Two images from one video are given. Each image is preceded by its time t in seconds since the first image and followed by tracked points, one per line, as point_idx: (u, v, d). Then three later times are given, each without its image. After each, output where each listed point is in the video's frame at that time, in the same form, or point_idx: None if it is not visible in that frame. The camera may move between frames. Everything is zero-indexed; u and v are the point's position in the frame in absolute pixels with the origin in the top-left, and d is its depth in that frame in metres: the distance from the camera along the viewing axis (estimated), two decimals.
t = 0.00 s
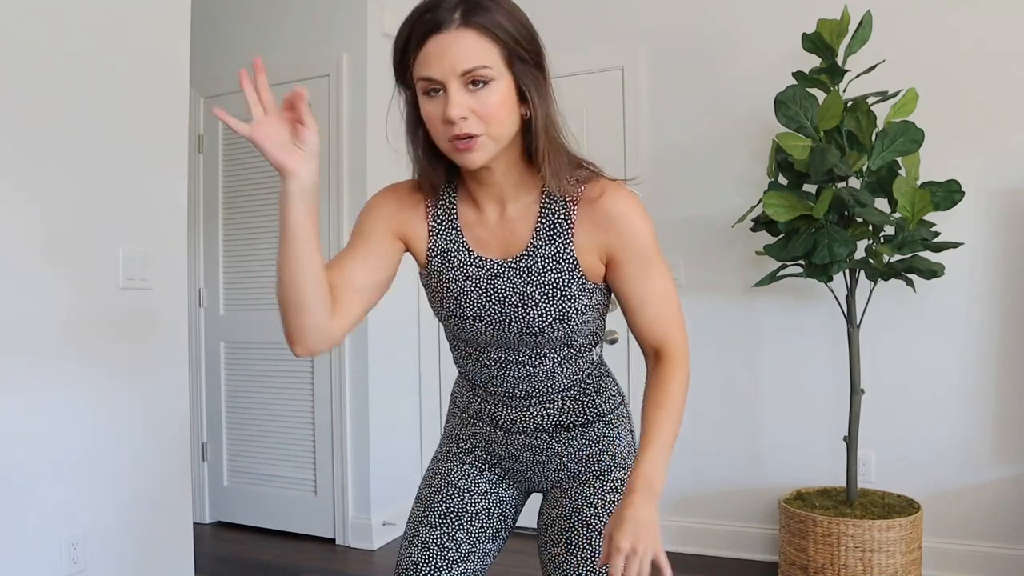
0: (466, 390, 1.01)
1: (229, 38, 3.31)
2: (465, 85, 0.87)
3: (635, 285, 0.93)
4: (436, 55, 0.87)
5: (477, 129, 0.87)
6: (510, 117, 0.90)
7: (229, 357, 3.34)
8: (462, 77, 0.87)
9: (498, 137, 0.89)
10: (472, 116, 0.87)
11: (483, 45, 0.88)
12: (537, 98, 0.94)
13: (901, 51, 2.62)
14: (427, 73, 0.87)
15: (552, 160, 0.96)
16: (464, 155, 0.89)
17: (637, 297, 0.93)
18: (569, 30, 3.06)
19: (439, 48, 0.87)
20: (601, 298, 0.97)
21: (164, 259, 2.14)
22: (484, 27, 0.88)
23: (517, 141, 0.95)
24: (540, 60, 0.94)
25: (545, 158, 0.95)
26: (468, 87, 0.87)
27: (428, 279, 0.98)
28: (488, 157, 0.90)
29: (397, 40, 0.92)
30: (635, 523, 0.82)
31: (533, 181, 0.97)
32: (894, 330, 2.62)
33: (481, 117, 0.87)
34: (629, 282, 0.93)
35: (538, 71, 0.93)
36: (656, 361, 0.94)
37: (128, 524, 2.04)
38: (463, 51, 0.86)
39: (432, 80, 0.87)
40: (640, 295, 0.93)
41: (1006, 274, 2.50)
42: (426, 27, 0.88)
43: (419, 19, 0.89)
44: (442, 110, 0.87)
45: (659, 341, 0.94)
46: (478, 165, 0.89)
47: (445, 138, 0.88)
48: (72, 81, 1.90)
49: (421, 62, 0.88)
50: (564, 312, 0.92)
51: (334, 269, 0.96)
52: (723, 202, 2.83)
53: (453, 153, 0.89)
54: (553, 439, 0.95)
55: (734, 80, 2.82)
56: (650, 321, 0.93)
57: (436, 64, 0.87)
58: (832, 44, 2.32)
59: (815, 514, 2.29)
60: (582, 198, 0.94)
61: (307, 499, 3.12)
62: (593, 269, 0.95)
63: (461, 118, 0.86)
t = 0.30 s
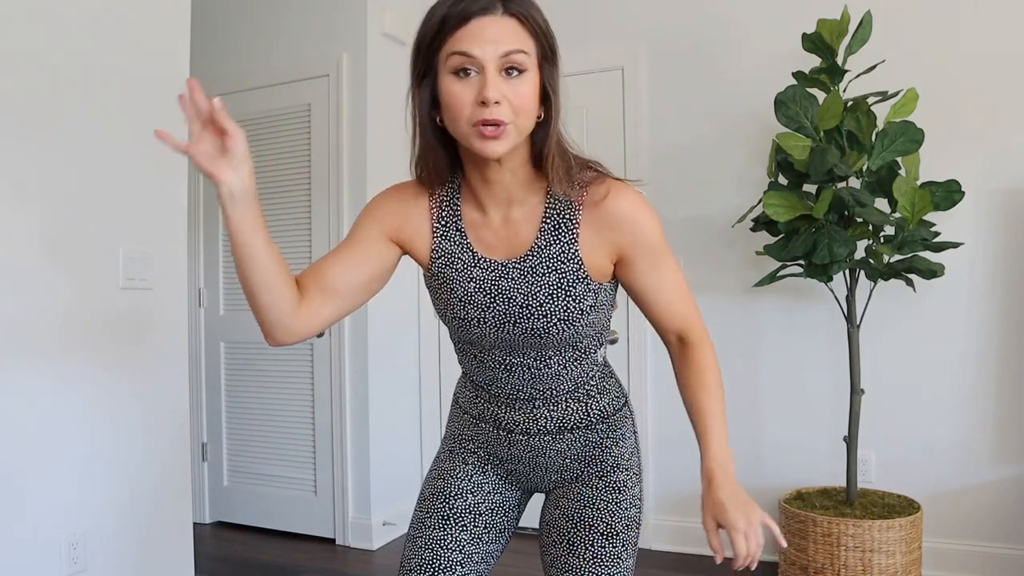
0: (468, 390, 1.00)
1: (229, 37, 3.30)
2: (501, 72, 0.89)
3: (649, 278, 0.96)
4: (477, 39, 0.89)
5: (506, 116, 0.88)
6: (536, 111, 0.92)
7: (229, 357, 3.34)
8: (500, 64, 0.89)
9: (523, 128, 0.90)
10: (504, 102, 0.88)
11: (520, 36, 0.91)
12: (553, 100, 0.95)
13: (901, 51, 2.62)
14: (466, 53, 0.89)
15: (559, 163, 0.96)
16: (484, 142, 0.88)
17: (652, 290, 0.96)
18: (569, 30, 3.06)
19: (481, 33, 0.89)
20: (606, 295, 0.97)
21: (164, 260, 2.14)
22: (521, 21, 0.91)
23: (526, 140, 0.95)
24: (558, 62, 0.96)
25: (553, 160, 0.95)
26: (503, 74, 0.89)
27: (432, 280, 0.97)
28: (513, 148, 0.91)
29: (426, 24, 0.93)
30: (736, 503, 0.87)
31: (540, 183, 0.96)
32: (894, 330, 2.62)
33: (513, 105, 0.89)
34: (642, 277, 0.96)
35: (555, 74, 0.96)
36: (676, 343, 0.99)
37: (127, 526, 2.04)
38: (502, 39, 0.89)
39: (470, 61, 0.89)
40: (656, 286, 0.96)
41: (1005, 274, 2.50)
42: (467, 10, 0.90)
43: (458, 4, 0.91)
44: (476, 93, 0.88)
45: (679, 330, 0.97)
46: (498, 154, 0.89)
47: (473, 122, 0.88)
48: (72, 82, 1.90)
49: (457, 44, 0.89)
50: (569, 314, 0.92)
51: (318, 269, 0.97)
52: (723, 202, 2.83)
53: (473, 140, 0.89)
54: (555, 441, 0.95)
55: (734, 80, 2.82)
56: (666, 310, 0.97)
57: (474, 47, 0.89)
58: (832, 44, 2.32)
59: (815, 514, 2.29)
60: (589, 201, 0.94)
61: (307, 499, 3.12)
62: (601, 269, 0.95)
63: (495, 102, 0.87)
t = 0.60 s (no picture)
0: (473, 391, 1.00)
1: (229, 37, 3.31)
2: (514, 73, 0.90)
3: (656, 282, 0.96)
4: (492, 39, 0.89)
5: (518, 116, 0.89)
6: (547, 114, 0.92)
7: (229, 357, 3.34)
8: (514, 65, 0.90)
9: (534, 130, 0.91)
10: (516, 103, 0.89)
11: (534, 37, 0.91)
12: (566, 103, 0.96)
13: (901, 51, 2.62)
14: (479, 51, 0.89)
15: (571, 166, 0.96)
16: (495, 142, 0.89)
17: (661, 295, 0.96)
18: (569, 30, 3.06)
19: (495, 32, 0.90)
20: (612, 299, 0.96)
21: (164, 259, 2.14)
22: (535, 23, 0.92)
23: (537, 144, 0.96)
24: (571, 66, 0.97)
25: (565, 163, 0.96)
26: (516, 75, 0.90)
27: (438, 284, 0.97)
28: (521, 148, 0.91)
29: (441, 23, 0.93)
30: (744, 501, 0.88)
31: (551, 186, 0.97)
32: (894, 330, 2.62)
33: (524, 106, 0.89)
34: (650, 282, 0.96)
35: (567, 79, 0.96)
36: (687, 346, 0.98)
37: (127, 526, 2.04)
38: (516, 39, 0.90)
39: (484, 60, 0.89)
40: (665, 291, 0.96)
41: (1006, 274, 2.50)
42: (481, 11, 0.90)
43: (473, 4, 0.91)
44: (489, 93, 0.89)
45: (687, 336, 0.97)
46: (508, 154, 0.89)
47: (484, 121, 0.89)
48: (72, 81, 1.90)
49: (471, 43, 0.90)
50: (576, 318, 0.92)
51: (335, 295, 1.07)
52: (723, 202, 2.83)
53: (483, 139, 0.89)
54: (561, 442, 0.95)
55: (734, 80, 2.82)
56: (675, 314, 0.97)
57: (488, 45, 0.89)
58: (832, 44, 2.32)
59: (815, 514, 2.29)
60: (599, 206, 0.94)
61: (307, 499, 3.12)
62: (609, 273, 0.95)
63: (506, 101, 0.88)
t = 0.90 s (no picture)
0: (475, 389, 1.00)
1: (229, 37, 3.30)
2: (520, 68, 0.89)
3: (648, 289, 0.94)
4: (499, 35, 0.89)
5: (522, 112, 0.89)
6: (552, 110, 0.92)
7: (229, 357, 3.34)
8: (520, 61, 0.89)
9: (538, 126, 0.90)
10: (521, 99, 0.88)
11: (541, 34, 0.91)
12: (572, 100, 0.96)
13: (901, 51, 2.62)
14: (485, 47, 0.89)
15: (575, 162, 0.96)
16: (499, 137, 0.89)
17: (650, 299, 0.94)
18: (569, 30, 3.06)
19: (502, 29, 0.90)
20: (613, 295, 0.96)
21: (164, 260, 2.14)
22: (542, 19, 0.92)
23: (543, 139, 0.96)
24: (577, 64, 0.97)
25: (570, 159, 0.95)
26: (522, 71, 0.90)
27: (441, 278, 0.97)
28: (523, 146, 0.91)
29: (449, 19, 0.93)
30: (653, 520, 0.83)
31: (556, 182, 0.96)
32: (894, 330, 2.62)
33: (529, 102, 0.89)
34: (642, 285, 0.94)
35: (573, 76, 0.96)
36: (670, 366, 0.94)
37: (127, 527, 2.04)
38: (523, 35, 0.90)
39: (489, 56, 0.89)
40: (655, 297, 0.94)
41: (1005, 274, 2.50)
42: (488, 7, 0.91)
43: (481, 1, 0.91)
44: (493, 88, 0.89)
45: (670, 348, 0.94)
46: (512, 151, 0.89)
47: (489, 116, 0.89)
48: (72, 82, 1.90)
49: (478, 39, 0.90)
50: (576, 313, 0.92)
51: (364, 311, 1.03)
52: (723, 201, 2.83)
53: (488, 135, 0.89)
54: (561, 439, 0.95)
55: (734, 80, 2.82)
56: (661, 324, 0.94)
57: (494, 41, 0.89)
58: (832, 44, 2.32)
59: (815, 514, 2.29)
60: (602, 202, 0.94)
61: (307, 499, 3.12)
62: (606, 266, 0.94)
63: (511, 97, 0.88)
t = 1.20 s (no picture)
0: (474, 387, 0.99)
1: (229, 37, 3.30)
2: (512, 67, 0.90)
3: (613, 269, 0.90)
4: (491, 33, 0.90)
5: (514, 109, 0.89)
6: (546, 107, 0.92)
7: (229, 357, 3.34)
8: (512, 60, 0.90)
9: (532, 123, 0.91)
10: (512, 95, 0.89)
11: (533, 32, 0.91)
12: (565, 98, 0.97)
13: (901, 51, 2.62)
14: (477, 47, 0.90)
15: (569, 159, 0.96)
16: (493, 134, 0.89)
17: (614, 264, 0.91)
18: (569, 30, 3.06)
19: (494, 27, 0.90)
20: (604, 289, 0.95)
21: (164, 259, 2.14)
22: (534, 18, 0.92)
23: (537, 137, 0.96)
24: (571, 64, 0.97)
25: (563, 156, 0.96)
26: (514, 69, 0.90)
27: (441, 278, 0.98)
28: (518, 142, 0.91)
29: (444, 21, 0.94)
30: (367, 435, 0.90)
31: (550, 178, 0.97)
32: (894, 330, 2.62)
33: (521, 99, 0.89)
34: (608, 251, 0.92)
35: (567, 75, 0.97)
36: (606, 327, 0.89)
37: (127, 526, 2.04)
38: (516, 34, 0.90)
39: (482, 55, 0.89)
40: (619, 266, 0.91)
41: (1005, 274, 2.50)
42: (481, 8, 0.91)
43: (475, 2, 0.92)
44: (485, 86, 0.89)
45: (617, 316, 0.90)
46: (505, 147, 0.89)
47: (483, 114, 0.89)
48: (71, 81, 1.90)
49: (472, 39, 0.90)
50: (573, 308, 0.93)
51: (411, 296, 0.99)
52: (723, 201, 2.83)
53: (483, 133, 0.90)
54: (559, 436, 0.94)
55: (734, 80, 2.82)
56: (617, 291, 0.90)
57: (487, 41, 0.90)
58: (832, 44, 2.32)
59: (815, 514, 2.29)
60: (595, 198, 0.94)
61: (307, 499, 3.12)
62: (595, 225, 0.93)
63: (503, 94, 0.88)
